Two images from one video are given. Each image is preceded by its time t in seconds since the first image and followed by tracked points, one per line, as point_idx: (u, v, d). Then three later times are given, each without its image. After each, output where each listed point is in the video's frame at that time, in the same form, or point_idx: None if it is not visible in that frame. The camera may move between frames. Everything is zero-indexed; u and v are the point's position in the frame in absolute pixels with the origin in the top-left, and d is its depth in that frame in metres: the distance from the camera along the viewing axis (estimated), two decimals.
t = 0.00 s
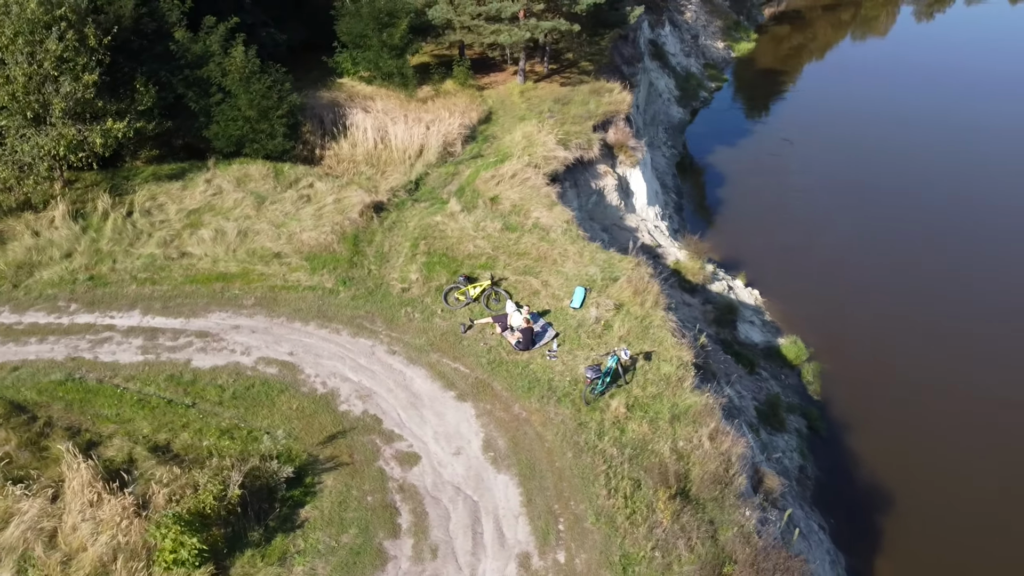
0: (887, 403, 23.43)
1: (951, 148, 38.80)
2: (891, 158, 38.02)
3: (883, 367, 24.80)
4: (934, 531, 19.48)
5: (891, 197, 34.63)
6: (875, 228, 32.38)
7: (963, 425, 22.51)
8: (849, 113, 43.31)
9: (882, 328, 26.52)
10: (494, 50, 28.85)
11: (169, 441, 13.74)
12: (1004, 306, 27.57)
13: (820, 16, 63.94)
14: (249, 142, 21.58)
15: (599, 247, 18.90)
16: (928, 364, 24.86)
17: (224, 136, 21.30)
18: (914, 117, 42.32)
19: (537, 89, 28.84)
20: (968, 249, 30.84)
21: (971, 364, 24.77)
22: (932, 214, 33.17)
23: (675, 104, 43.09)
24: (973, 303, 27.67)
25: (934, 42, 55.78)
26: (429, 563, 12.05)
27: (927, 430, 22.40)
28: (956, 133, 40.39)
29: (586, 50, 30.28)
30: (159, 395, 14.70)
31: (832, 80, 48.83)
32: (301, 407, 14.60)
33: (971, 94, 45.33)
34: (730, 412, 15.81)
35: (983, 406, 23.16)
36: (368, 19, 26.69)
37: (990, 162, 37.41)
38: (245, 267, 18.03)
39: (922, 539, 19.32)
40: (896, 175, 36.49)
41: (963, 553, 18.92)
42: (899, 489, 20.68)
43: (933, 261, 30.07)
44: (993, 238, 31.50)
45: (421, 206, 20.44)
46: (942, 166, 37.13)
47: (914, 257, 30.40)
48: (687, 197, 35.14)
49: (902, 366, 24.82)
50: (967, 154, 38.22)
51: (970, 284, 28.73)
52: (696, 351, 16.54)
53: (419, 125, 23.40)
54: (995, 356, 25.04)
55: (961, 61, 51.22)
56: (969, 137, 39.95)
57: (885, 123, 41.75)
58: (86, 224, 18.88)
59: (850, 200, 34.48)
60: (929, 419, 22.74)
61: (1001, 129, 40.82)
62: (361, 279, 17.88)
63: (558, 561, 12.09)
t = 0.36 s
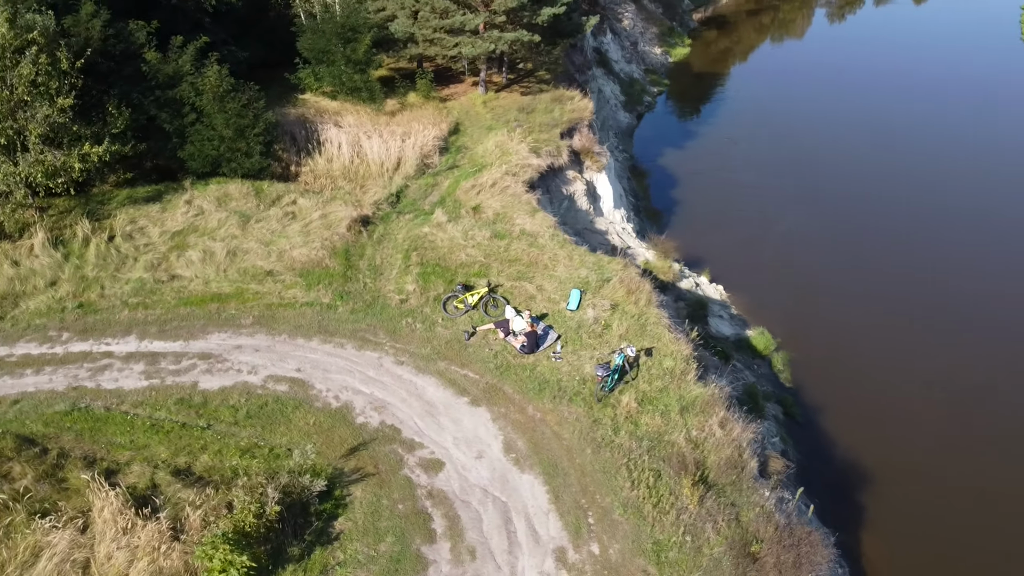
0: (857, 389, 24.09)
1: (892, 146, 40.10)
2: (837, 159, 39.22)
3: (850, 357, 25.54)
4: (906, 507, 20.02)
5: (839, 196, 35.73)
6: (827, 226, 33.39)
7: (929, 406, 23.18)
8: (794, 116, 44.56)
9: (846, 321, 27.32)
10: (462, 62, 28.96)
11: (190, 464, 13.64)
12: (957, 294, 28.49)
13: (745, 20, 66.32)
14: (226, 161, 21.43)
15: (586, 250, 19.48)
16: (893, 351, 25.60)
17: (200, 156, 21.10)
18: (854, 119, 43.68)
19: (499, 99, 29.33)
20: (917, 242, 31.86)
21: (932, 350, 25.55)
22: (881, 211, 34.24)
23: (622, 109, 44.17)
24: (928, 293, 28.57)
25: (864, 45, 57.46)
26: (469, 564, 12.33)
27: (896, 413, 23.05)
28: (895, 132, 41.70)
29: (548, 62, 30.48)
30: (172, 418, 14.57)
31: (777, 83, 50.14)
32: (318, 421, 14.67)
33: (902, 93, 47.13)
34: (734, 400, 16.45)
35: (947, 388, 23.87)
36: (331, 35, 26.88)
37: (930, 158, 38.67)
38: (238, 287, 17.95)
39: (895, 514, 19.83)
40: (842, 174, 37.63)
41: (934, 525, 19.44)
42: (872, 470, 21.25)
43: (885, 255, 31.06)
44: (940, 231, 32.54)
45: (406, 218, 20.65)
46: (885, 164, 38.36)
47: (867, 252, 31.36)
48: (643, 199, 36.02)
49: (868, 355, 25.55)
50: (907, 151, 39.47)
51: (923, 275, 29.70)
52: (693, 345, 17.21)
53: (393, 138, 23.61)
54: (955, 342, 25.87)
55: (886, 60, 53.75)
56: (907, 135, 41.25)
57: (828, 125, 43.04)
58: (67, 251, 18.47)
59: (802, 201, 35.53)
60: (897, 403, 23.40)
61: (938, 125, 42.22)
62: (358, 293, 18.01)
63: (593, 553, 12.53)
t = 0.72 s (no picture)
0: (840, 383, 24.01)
1: (848, 152, 40.61)
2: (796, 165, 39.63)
3: (830, 354, 25.52)
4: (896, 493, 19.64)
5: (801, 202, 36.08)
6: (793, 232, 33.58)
7: (914, 399, 23.12)
8: (751, 124, 45.07)
9: (823, 322, 27.33)
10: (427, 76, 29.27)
11: (214, 483, 13.60)
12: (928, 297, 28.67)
13: (677, 25, 68.18)
14: (206, 180, 21.25)
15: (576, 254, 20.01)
16: (872, 352, 25.62)
17: (180, 176, 20.88)
18: (809, 126, 44.27)
19: (465, 109, 29.68)
20: (882, 246, 32.08)
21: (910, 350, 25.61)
22: (845, 217, 34.46)
23: (574, 116, 44.99)
24: (900, 296, 28.73)
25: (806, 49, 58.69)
26: (506, 563, 12.66)
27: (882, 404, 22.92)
28: (849, 139, 42.30)
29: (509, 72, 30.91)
30: (188, 440, 14.47)
31: (730, 91, 50.71)
32: (336, 434, 14.78)
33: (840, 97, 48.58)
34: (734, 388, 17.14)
35: (931, 384, 23.83)
36: (297, 51, 26.87)
37: (885, 164, 39.25)
38: (235, 305, 17.87)
39: (879, 498, 19.48)
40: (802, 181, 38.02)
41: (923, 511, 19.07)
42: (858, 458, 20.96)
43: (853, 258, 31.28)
44: (899, 234, 32.88)
45: (394, 230, 20.85)
46: (843, 169, 38.82)
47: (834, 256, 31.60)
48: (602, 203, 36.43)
49: (848, 353, 25.57)
50: (863, 157, 39.98)
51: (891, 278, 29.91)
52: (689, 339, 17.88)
53: (371, 151, 23.75)
54: (932, 343, 25.96)
55: (820, 61, 55.87)
56: (863, 142, 41.76)
57: (783, 131, 43.54)
58: (53, 277, 18.07)
59: (767, 207, 35.76)
60: (882, 396, 23.30)
61: (889, 132, 42.95)
62: (357, 306, 18.13)
63: (623, 544, 13.02)
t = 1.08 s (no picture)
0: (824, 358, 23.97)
1: (800, 153, 41.34)
2: (751, 165, 40.17)
3: (810, 334, 25.53)
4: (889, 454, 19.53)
5: (760, 199, 36.50)
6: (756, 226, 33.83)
7: (897, 370, 23.20)
8: (703, 128, 45.62)
9: (799, 305, 27.41)
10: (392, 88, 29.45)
11: (242, 501, 13.59)
12: (895, 281, 29.01)
13: (611, 33, 69.73)
14: (187, 199, 21.04)
15: (563, 258, 20.57)
16: (850, 331, 25.70)
17: (160, 196, 20.62)
18: (758, 130, 44.95)
19: (430, 120, 29.95)
20: (838, 238, 32.55)
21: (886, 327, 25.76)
22: (800, 213, 35.00)
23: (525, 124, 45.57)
24: (868, 281, 29.04)
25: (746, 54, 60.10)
26: (542, 558, 13.06)
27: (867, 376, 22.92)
28: (795, 141, 43.15)
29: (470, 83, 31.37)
30: (207, 460, 14.41)
31: (679, 96, 51.35)
32: (356, 446, 14.92)
33: (781, 100, 49.73)
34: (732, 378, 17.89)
35: (911, 357, 23.95)
36: (262, 67, 26.81)
37: (836, 163, 40.04)
38: (233, 324, 17.78)
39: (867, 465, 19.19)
40: (758, 180, 38.54)
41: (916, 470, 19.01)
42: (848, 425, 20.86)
43: (818, 249, 31.62)
44: (853, 227, 33.42)
45: (381, 242, 21.02)
46: (796, 169, 39.50)
47: (800, 247, 31.88)
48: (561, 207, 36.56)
49: (827, 333, 25.63)
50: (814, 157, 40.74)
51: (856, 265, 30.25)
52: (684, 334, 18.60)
53: (348, 165, 23.84)
54: (906, 321, 26.18)
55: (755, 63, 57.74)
56: (812, 144, 42.61)
57: (729, 134, 44.38)
58: (40, 305, 17.64)
59: (727, 206, 36.06)
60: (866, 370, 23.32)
61: (836, 135, 43.94)
62: (356, 318, 18.26)
63: (649, 531, 13.57)
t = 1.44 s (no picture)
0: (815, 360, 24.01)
1: (759, 158, 41.84)
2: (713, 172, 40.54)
3: (791, 334, 25.88)
4: (892, 457, 19.55)
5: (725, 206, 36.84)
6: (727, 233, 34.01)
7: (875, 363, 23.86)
8: (662, 135, 45.93)
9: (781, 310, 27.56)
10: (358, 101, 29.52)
11: (271, 516, 13.62)
12: (869, 286, 29.41)
13: (550, 40, 70.74)
14: (170, 219, 20.81)
15: (551, 263, 21.07)
16: (829, 329, 26.14)
17: (143, 218, 20.35)
18: (708, 133, 45.95)
19: (397, 132, 30.11)
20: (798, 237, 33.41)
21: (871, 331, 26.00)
22: (759, 213, 35.81)
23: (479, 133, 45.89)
24: (844, 284, 29.38)
25: (691, 58, 61.22)
26: (573, 551, 13.47)
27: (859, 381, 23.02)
28: (744, 143, 44.26)
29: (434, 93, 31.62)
30: (228, 479, 14.37)
31: (635, 103, 51.63)
32: (376, 455, 15.07)
33: (725, 103, 51.05)
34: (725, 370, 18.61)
35: (898, 362, 24.18)
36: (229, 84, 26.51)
37: (794, 168, 40.64)
38: (233, 342, 17.70)
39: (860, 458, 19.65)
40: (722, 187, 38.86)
41: (921, 472, 19.01)
42: (846, 427, 21.00)
43: (789, 253, 31.94)
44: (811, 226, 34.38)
45: (370, 254, 21.15)
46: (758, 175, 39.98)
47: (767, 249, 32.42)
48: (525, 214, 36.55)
49: (810, 336, 25.88)
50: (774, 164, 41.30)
51: (830, 269, 30.57)
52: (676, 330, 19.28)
53: (326, 179, 23.85)
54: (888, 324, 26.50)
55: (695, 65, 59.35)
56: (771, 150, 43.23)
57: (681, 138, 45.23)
58: (31, 332, 17.23)
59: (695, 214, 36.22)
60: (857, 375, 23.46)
61: (790, 141, 44.70)
62: (357, 330, 18.38)
63: (671, 519, 14.13)
